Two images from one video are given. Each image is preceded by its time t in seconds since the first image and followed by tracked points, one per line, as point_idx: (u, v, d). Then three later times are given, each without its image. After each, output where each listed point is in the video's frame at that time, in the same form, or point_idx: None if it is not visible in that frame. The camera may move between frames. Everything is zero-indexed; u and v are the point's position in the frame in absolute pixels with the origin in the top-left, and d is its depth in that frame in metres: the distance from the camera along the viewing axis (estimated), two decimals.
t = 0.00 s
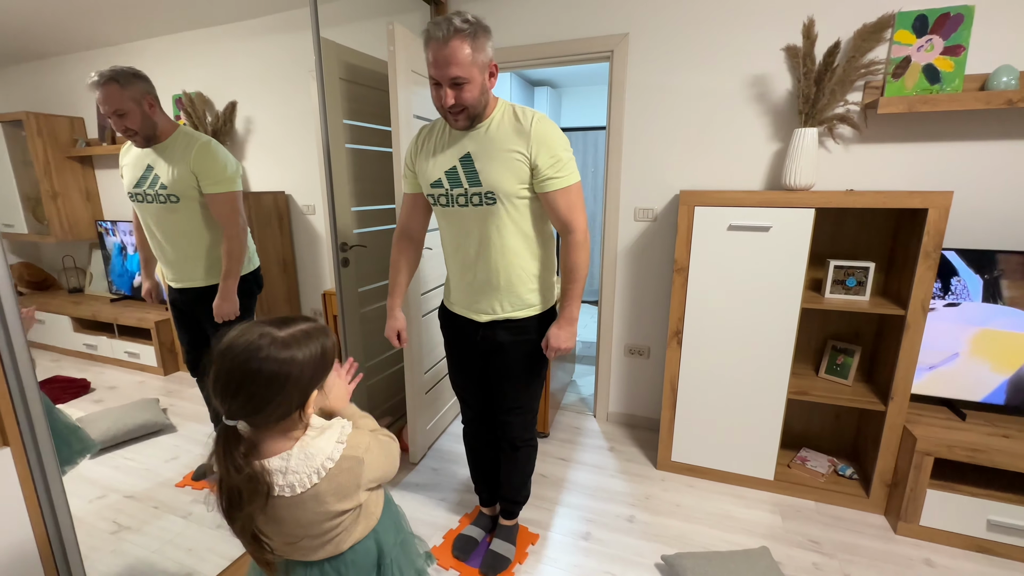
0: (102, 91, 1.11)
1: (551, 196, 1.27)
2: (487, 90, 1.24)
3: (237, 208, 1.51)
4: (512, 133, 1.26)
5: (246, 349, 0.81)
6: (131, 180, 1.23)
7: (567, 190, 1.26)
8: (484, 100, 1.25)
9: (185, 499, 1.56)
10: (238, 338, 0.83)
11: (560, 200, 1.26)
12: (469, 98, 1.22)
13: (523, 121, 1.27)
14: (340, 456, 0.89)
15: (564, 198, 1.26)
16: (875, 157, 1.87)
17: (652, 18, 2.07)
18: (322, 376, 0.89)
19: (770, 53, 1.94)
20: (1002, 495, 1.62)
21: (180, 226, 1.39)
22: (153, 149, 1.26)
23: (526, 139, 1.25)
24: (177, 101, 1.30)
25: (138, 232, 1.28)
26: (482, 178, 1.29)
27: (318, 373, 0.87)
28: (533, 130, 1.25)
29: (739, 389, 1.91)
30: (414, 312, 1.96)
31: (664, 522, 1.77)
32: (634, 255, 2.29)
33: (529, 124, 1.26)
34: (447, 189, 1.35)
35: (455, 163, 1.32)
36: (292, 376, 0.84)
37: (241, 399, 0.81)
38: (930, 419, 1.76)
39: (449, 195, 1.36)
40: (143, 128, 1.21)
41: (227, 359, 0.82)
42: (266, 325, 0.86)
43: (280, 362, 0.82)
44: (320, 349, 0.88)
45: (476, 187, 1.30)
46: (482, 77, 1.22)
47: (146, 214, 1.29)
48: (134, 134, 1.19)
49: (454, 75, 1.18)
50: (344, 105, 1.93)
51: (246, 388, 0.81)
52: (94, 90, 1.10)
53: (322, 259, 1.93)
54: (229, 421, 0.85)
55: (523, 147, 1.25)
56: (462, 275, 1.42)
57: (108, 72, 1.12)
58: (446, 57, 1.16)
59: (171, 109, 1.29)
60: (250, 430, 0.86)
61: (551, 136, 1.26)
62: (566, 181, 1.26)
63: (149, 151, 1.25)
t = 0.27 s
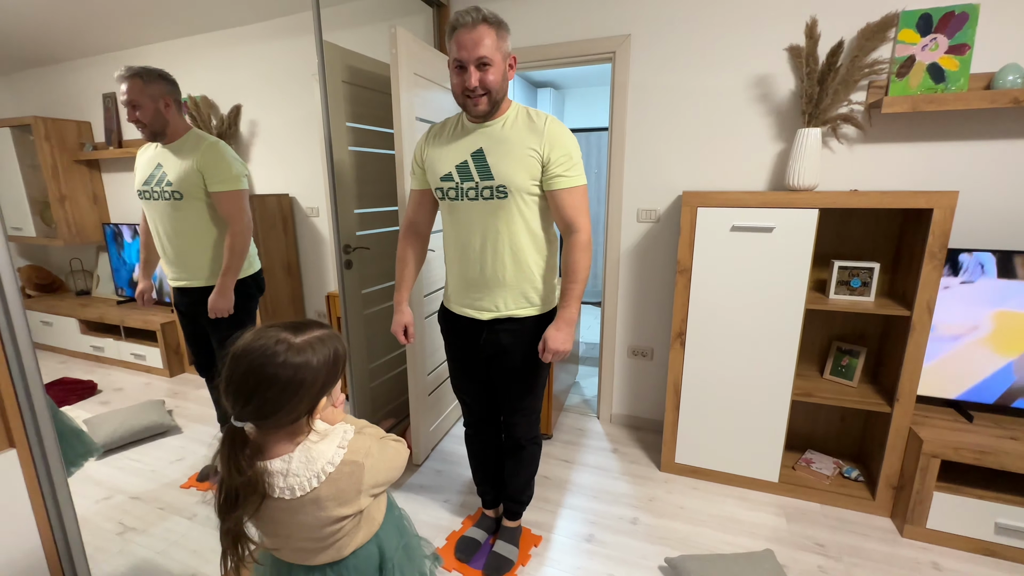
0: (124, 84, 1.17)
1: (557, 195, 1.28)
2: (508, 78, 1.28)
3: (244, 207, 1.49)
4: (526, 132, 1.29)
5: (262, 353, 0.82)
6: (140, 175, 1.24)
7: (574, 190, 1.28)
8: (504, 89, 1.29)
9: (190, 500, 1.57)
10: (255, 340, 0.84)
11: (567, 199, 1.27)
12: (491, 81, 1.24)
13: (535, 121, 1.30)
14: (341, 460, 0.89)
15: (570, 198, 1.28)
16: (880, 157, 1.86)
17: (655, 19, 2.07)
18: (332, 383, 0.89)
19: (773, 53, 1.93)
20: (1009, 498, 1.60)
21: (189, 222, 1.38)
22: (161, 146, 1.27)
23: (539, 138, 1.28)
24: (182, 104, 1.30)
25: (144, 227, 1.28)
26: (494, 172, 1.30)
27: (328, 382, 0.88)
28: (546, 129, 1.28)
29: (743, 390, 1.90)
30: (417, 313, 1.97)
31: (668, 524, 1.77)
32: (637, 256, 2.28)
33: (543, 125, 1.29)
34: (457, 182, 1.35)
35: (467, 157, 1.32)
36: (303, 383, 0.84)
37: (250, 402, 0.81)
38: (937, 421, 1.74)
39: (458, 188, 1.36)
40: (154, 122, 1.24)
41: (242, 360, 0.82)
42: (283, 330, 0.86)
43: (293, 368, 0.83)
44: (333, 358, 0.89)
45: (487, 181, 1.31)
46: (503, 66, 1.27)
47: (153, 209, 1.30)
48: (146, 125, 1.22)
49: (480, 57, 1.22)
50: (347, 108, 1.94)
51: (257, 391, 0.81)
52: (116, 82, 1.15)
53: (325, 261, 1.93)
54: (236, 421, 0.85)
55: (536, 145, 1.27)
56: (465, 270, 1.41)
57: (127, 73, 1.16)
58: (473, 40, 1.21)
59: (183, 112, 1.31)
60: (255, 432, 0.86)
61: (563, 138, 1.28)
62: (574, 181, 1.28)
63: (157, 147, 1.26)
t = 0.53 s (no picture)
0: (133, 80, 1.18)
1: (560, 189, 1.28)
2: (513, 73, 1.29)
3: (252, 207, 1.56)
4: (526, 127, 1.29)
5: (264, 352, 0.83)
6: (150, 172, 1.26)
7: (577, 183, 1.28)
8: (509, 84, 1.30)
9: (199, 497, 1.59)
10: (257, 341, 0.85)
11: (570, 193, 1.28)
12: (497, 75, 1.25)
13: (536, 116, 1.30)
14: (351, 458, 0.90)
15: (573, 192, 1.28)
16: (887, 151, 1.85)
17: (658, 15, 2.06)
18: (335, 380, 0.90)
19: (778, 48, 1.92)
20: (1019, 494, 1.59)
21: (195, 221, 1.40)
22: (171, 145, 1.29)
23: (540, 132, 1.28)
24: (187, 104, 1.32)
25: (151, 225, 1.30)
26: (496, 167, 1.30)
27: (332, 379, 0.88)
28: (547, 123, 1.28)
29: (749, 387, 1.90)
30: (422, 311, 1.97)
31: (674, 521, 1.77)
32: (642, 253, 2.28)
33: (543, 119, 1.29)
34: (460, 179, 1.36)
35: (469, 154, 1.33)
36: (307, 380, 0.85)
37: (255, 401, 0.82)
38: (945, 418, 1.73)
39: (461, 185, 1.36)
40: (163, 120, 1.26)
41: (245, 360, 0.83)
42: (283, 330, 0.87)
43: (295, 366, 0.83)
44: (334, 354, 0.89)
45: (489, 176, 1.31)
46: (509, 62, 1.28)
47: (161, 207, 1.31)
48: (155, 121, 1.24)
49: (486, 51, 1.23)
50: (352, 107, 1.95)
51: (262, 391, 0.82)
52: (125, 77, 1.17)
53: (331, 260, 1.95)
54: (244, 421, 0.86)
55: (537, 139, 1.28)
56: (469, 268, 1.41)
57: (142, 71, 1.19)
58: (481, 34, 1.22)
59: (195, 112, 1.33)
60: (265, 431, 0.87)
61: (564, 132, 1.29)
62: (576, 174, 1.28)
63: (167, 145, 1.28)
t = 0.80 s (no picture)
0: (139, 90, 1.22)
1: (556, 193, 1.30)
2: (507, 78, 1.31)
3: (258, 213, 1.58)
4: (523, 133, 1.31)
5: (274, 351, 0.84)
6: (154, 178, 1.29)
7: (574, 187, 1.30)
8: (503, 89, 1.32)
9: (204, 498, 1.60)
10: (266, 339, 0.86)
11: (567, 197, 1.29)
12: (492, 81, 1.27)
13: (532, 121, 1.32)
14: (352, 459, 0.91)
15: (570, 196, 1.30)
16: (884, 153, 1.86)
17: (656, 19, 2.08)
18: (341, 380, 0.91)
19: (775, 51, 1.94)
20: (1018, 492, 1.60)
21: (200, 226, 1.42)
22: (176, 151, 1.32)
23: (536, 138, 1.30)
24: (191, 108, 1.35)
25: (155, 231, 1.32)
26: (493, 173, 1.32)
27: (338, 378, 0.90)
28: (543, 129, 1.30)
29: (749, 387, 1.91)
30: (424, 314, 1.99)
31: (675, 521, 1.78)
32: (642, 254, 2.30)
33: (539, 123, 1.31)
34: (457, 185, 1.38)
35: (466, 159, 1.35)
36: (314, 380, 0.86)
37: (263, 399, 0.84)
38: (944, 417, 1.74)
39: (459, 190, 1.39)
40: (168, 127, 1.29)
41: (254, 358, 0.85)
42: (293, 329, 0.89)
43: (304, 366, 0.85)
44: (341, 354, 0.91)
45: (486, 181, 1.34)
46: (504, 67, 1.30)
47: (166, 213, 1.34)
48: (161, 129, 1.28)
49: (481, 58, 1.24)
50: (354, 112, 1.97)
51: (270, 389, 0.83)
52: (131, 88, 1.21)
53: (333, 263, 1.96)
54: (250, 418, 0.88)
55: (532, 144, 1.30)
56: (468, 272, 1.44)
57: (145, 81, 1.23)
58: (475, 41, 1.24)
59: (196, 118, 1.36)
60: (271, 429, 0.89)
61: (560, 136, 1.30)
62: (572, 178, 1.29)
63: (173, 151, 1.31)
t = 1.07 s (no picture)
0: (139, 109, 1.22)
1: (555, 197, 1.32)
2: (498, 95, 1.30)
3: (263, 216, 1.62)
4: (521, 139, 1.33)
5: (300, 346, 0.88)
6: (162, 184, 1.32)
7: (571, 191, 1.32)
8: (496, 105, 1.32)
9: (211, 497, 1.63)
10: (293, 333, 0.90)
11: (564, 201, 1.32)
12: (481, 105, 1.28)
13: (531, 127, 1.34)
14: (361, 449, 0.94)
15: (567, 200, 1.32)
16: (879, 154, 1.89)
17: (654, 23, 2.11)
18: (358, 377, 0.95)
19: (771, 54, 1.97)
20: (1012, 487, 1.62)
21: (206, 231, 1.48)
22: (186, 161, 1.37)
23: (535, 144, 1.32)
24: (196, 114, 1.37)
25: (162, 236, 1.35)
26: (493, 177, 1.35)
27: (356, 376, 0.94)
28: (542, 135, 1.32)
29: (747, 385, 1.94)
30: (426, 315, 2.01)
31: (675, 517, 1.80)
32: (641, 255, 2.33)
33: (538, 129, 1.33)
34: (458, 189, 1.41)
35: (467, 164, 1.38)
36: (334, 375, 0.90)
37: (284, 392, 0.87)
38: (939, 414, 1.76)
39: (460, 194, 1.42)
40: (179, 140, 1.33)
41: (280, 351, 0.88)
42: (317, 325, 0.92)
43: (326, 362, 0.88)
44: (360, 353, 0.94)
45: (486, 185, 1.36)
46: (495, 83, 1.29)
47: (175, 219, 1.38)
48: (172, 143, 1.31)
49: (467, 84, 1.25)
50: (356, 116, 2.00)
51: (292, 382, 0.87)
52: (133, 107, 1.20)
53: (335, 266, 1.99)
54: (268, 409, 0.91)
55: (532, 150, 1.32)
56: (468, 273, 1.47)
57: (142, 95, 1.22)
58: (460, 68, 1.23)
59: (201, 123, 1.39)
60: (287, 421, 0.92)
61: (559, 142, 1.33)
62: (569, 182, 1.32)
63: (183, 161, 1.36)
